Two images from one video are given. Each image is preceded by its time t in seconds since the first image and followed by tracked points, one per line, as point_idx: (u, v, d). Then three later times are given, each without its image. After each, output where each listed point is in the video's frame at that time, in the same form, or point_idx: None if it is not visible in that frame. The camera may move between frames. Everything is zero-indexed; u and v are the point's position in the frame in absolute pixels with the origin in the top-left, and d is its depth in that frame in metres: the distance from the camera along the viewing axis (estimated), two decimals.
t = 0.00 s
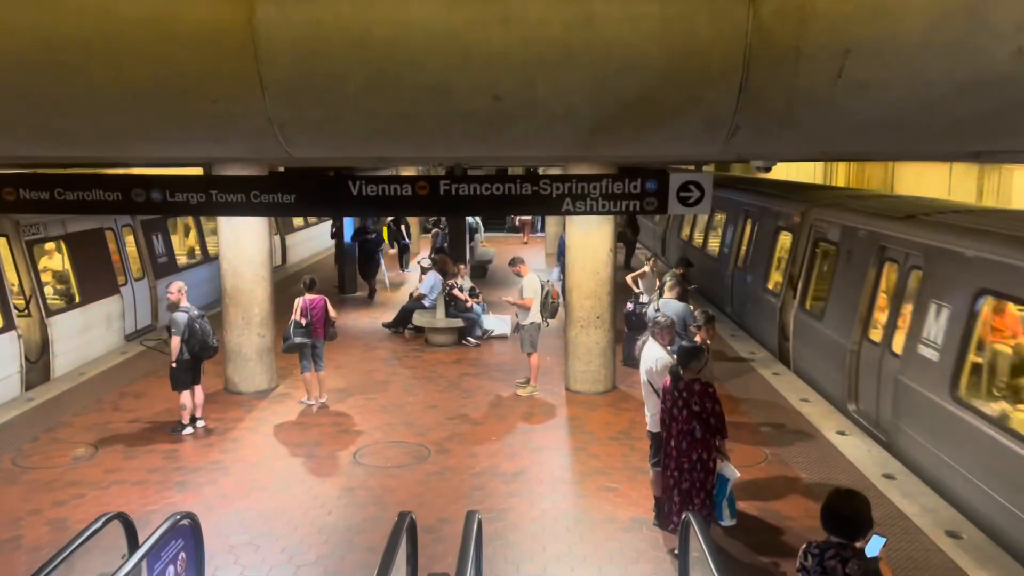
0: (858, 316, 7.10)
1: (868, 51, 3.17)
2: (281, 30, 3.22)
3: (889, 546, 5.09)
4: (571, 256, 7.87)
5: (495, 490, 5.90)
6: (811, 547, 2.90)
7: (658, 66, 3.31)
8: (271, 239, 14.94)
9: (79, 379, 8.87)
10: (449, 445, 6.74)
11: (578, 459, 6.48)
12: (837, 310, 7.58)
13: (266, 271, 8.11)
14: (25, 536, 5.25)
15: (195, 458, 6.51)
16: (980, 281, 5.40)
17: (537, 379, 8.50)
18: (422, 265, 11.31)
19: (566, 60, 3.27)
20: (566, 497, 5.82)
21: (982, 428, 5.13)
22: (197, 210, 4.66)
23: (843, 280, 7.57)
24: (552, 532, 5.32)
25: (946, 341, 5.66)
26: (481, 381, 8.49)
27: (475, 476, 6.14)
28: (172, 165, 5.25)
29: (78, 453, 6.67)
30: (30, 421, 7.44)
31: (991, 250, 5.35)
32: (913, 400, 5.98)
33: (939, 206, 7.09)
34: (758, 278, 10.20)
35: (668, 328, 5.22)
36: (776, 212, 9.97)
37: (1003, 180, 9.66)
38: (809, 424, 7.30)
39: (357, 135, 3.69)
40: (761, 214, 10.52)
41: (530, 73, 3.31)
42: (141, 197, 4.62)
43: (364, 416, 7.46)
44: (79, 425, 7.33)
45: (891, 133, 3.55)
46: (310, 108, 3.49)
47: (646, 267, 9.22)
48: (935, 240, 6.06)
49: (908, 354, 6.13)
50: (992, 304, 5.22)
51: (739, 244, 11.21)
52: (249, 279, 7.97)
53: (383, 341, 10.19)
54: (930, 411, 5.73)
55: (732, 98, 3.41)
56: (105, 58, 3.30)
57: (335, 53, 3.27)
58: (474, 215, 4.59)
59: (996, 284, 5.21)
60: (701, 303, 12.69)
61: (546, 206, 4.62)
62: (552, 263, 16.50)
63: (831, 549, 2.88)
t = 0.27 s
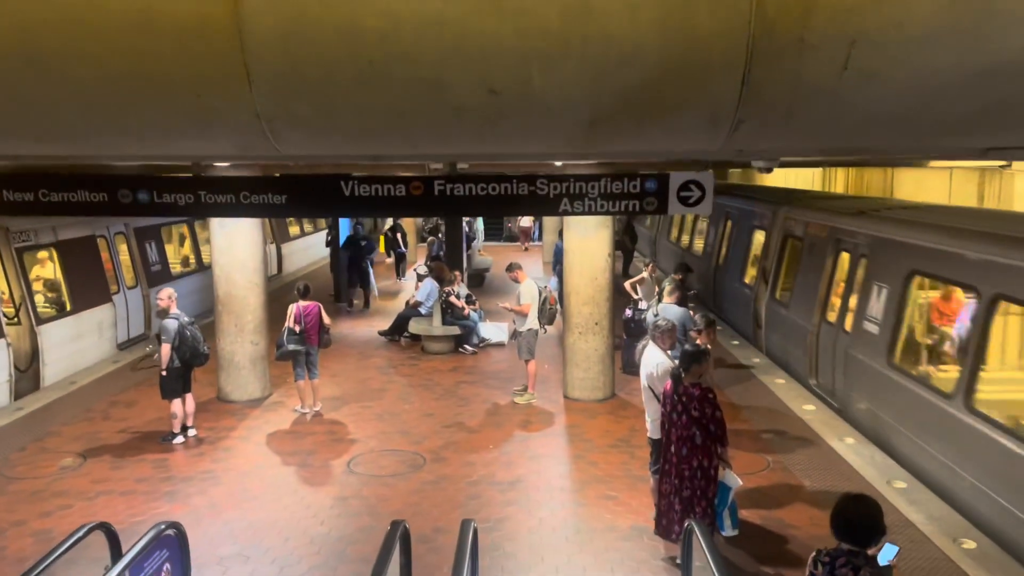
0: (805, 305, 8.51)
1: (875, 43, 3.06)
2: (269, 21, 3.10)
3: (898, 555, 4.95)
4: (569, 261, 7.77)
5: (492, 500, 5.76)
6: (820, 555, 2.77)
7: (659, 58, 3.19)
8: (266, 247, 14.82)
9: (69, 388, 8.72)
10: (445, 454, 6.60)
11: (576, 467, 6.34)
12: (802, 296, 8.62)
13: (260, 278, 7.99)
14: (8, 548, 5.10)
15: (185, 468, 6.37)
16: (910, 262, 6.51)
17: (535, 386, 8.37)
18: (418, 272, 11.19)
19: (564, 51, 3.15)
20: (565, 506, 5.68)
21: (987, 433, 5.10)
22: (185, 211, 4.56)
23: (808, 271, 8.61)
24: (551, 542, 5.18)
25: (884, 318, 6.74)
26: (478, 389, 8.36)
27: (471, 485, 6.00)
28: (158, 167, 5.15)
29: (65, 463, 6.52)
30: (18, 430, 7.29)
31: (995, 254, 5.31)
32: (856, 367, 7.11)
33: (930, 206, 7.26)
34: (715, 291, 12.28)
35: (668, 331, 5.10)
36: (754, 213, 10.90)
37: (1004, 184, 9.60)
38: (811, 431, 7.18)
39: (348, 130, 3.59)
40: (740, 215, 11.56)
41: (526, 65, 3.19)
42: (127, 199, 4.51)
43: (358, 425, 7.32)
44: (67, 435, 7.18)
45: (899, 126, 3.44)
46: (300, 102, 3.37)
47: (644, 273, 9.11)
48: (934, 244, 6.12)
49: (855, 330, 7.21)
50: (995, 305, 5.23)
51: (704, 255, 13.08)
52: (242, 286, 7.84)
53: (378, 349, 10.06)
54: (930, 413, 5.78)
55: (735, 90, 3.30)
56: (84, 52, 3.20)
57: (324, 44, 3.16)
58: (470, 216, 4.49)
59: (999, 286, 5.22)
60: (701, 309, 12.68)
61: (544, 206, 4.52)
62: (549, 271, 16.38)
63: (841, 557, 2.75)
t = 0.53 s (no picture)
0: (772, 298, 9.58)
1: (889, 21, 2.93)
2: None
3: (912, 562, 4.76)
4: (567, 264, 7.62)
5: (489, 507, 5.58)
6: (838, 557, 2.61)
7: (663, 37, 3.06)
8: (261, 256, 14.66)
9: (58, 396, 8.54)
10: (441, 461, 6.42)
11: (576, 474, 6.17)
12: (771, 282, 9.67)
13: (252, 282, 7.83)
14: None
15: (174, 476, 6.19)
16: (877, 257, 7.12)
17: (534, 393, 8.20)
18: (415, 279, 11.04)
19: (564, 29, 3.02)
20: (565, 513, 5.50)
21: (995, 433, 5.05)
22: (171, 206, 4.41)
23: (773, 263, 9.73)
24: (550, 550, 5.01)
25: (833, 298, 7.86)
26: (475, 395, 8.19)
27: (468, 492, 5.82)
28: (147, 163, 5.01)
29: (51, 471, 6.34)
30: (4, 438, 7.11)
31: (997, 251, 5.33)
32: (811, 342, 8.25)
33: (929, 207, 7.32)
34: (704, 288, 12.80)
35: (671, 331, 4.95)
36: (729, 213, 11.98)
37: (1008, 188, 9.45)
38: (817, 436, 7.01)
39: (340, 117, 3.46)
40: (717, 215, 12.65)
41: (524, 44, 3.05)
42: (111, 194, 4.37)
43: (352, 432, 7.14)
44: (54, 443, 7.00)
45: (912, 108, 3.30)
46: (289, 85, 3.24)
47: (644, 277, 8.98)
48: (934, 244, 6.16)
49: (811, 311, 8.34)
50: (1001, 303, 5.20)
51: (687, 252, 14.32)
52: (235, 290, 7.69)
53: (374, 356, 9.90)
54: (931, 409, 5.83)
55: (744, 71, 3.17)
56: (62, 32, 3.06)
57: (315, 23, 3.02)
58: (466, 211, 4.34)
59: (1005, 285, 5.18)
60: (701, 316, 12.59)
61: (543, 201, 4.37)
62: (548, 280, 16.22)
63: (861, 559, 2.59)
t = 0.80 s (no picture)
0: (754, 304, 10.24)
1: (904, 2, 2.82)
2: None
3: None
4: (566, 277, 7.46)
5: (487, 526, 5.37)
6: (866, 571, 2.41)
7: (670, 20, 2.94)
8: (255, 274, 14.46)
9: (43, 414, 8.31)
10: (437, 479, 6.21)
11: (577, 492, 5.96)
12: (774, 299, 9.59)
13: (244, 296, 7.65)
14: None
15: (160, 494, 5.97)
16: (878, 269, 7.06)
17: (533, 410, 7.99)
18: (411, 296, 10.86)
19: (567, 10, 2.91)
20: (566, 532, 5.29)
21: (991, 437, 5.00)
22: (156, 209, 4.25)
23: (761, 271, 10.20)
24: (552, 570, 4.79)
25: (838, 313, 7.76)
26: (473, 412, 7.99)
27: (465, 510, 5.61)
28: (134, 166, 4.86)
29: (32, 489, 6.12)
30: None
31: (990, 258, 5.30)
32: (814, 357, 8.14)
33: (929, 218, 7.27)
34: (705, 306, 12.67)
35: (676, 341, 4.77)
36: (713, 225, 12.79)
37: (1011, 205, 9.27)
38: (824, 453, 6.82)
39: (335, 107, 3.35)
40: (701, 228, 13.50)
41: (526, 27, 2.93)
42: (95, 196, 4.20)
43: (346, 450, 6.93)
44: (38, 462, 6.78)
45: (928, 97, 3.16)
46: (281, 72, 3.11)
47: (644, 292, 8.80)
48: (928, 251, 6.16)
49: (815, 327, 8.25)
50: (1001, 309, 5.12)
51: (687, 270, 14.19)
52: (226, 304, 7.50)
53: (370, 374, 9.69)
54: (928, 417, 5.81)
55: (754, 57, 3.05)
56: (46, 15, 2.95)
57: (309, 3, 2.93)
58: (463, 214, 4.18)
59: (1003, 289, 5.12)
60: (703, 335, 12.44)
61: (544, 202, 4.20)
62: (546, 299, 16.03)
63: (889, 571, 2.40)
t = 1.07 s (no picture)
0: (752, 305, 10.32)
1: None
2: None
3: None
4: (569, 278, 7.37)
5: (490, 531, 5.25)
6: None
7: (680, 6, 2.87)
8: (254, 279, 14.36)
9: (39, 419, 8.20)
10: (439, 484, 6.10)
11: (581, 497, 5.84)
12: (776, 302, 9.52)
13: (243, 299, 7.55)
14: None
15: (156, 499, 5.86)
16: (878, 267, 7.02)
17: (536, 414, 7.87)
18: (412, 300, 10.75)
19: None
20: (571, 538, 5.16)
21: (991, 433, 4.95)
22: (151, 206, 4.14)
23: (762, 274, 10.14)
24: None
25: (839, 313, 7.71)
26: (475, 417, 7.87)
27: (467, 516, 5.49)
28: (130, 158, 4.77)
29: (27, 494, 6.01)
30: None
31: (989, 254, 5.27)
32: (816, 359, 8.07)
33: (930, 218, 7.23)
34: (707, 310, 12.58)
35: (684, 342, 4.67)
36: (713, 229, 12.76)
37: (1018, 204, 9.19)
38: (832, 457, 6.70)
39: (337, 96, 3.29)
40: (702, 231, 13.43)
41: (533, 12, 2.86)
42: (88, 193, 4.09)
43: (346, 454, 6.81)
44: (33, 466, 6.67)
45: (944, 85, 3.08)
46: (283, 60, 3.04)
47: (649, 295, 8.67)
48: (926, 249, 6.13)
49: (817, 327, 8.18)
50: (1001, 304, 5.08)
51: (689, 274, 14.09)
52: (225, 307, 7.40)
53: (370, 378, 9.57)
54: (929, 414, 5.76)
55: (767, 42, 2.98)
56: None
57: None
58: (466, 210, 4.08)
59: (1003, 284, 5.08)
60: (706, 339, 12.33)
61: (548, 197, 4.11)
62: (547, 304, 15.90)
63: None
